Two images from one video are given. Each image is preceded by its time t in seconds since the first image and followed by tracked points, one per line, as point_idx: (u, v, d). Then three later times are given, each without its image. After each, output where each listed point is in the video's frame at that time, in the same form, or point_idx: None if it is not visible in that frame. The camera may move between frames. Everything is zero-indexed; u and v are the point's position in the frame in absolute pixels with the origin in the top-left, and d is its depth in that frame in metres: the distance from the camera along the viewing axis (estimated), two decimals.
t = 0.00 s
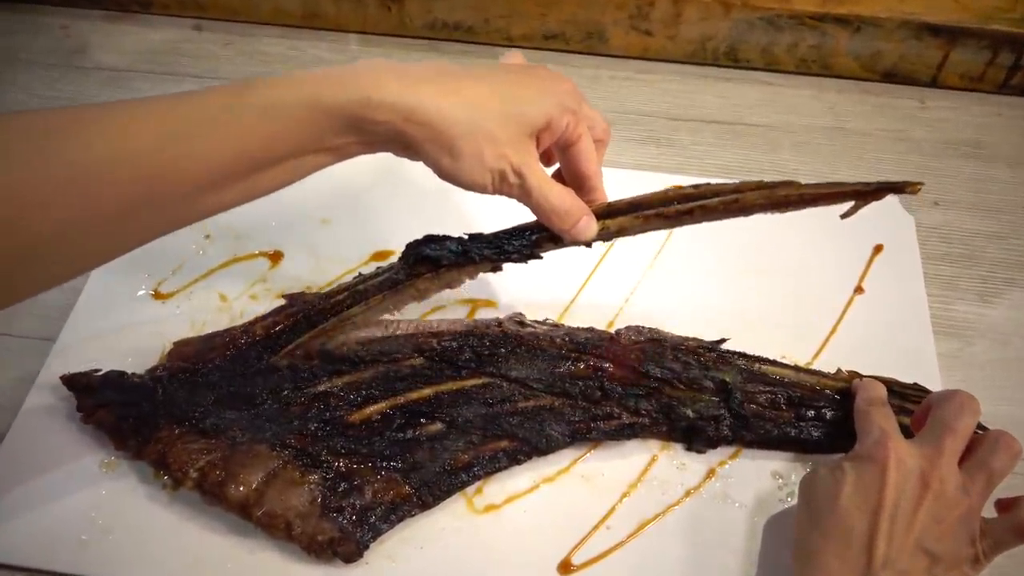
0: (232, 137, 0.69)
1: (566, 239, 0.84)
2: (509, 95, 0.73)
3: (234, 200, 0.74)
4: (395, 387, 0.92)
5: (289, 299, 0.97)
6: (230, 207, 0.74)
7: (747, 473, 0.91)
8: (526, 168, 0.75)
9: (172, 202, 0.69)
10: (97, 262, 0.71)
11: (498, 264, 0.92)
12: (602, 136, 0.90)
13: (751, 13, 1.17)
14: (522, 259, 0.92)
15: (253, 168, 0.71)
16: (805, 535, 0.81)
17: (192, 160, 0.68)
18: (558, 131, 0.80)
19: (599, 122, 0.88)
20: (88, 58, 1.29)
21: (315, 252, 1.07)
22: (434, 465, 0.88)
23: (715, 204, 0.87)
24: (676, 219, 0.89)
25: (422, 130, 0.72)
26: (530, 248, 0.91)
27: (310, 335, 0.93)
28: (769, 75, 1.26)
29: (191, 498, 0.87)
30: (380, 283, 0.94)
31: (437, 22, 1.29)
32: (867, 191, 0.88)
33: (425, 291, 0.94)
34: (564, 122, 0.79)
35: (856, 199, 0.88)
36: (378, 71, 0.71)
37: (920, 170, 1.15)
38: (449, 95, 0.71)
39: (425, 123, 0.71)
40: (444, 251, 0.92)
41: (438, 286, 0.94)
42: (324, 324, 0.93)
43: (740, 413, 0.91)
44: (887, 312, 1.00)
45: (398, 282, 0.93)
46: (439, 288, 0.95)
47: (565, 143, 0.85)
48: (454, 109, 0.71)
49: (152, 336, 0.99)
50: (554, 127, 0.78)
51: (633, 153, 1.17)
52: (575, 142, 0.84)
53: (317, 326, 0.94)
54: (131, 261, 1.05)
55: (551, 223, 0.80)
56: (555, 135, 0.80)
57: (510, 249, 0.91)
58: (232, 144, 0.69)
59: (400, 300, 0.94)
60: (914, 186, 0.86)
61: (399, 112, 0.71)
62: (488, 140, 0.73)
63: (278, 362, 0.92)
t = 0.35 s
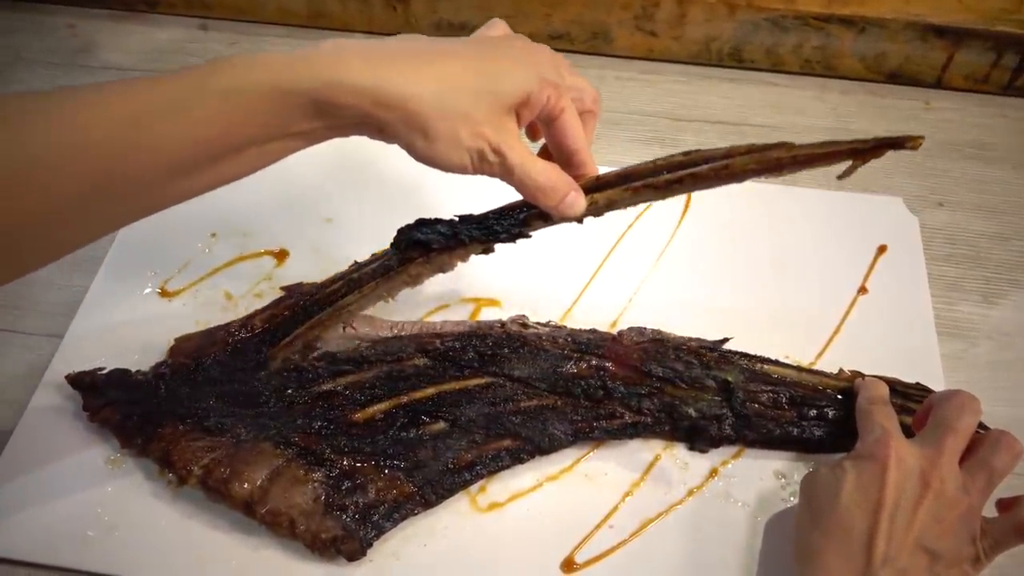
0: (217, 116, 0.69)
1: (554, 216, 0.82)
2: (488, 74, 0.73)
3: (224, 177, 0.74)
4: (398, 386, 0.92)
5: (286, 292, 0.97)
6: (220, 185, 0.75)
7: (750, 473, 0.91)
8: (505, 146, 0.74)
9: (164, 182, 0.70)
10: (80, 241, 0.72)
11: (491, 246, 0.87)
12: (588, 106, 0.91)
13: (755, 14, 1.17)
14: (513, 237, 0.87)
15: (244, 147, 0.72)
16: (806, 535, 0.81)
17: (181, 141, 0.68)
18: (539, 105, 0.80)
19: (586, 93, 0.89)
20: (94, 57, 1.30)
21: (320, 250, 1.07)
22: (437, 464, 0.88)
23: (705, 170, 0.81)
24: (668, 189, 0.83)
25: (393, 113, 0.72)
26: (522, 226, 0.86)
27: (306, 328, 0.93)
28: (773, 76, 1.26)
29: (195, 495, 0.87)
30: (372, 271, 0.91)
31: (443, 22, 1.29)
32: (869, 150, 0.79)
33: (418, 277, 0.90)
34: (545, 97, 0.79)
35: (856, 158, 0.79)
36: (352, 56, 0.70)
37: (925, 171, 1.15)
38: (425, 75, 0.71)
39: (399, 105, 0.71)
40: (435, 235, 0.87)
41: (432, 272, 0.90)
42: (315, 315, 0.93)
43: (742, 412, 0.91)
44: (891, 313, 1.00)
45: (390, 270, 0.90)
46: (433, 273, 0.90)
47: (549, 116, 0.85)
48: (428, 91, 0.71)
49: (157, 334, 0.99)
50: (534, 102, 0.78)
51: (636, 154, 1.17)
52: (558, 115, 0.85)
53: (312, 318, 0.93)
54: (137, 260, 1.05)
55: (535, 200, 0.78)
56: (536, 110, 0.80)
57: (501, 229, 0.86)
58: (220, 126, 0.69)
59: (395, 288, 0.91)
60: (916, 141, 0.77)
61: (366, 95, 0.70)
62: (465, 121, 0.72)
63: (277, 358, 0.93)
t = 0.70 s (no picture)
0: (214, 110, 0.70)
1: (549, 202, 0.82)
2: (461, 59, 0.73)
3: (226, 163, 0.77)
4: (406, 387, 0.92)
5: (289, 286, 0.97)
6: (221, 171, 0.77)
7: (756, 474, 0.91)
8: (488, 131, 0.74)
9: (166, 172, 0.73)
10: (76, 229, 0.74)
11: (485, 235, 0.88)
12: (581, 86, 0.92)
13: (762, 16, 1.17)
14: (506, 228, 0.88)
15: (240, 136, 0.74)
16: (810, 536, 0.82)
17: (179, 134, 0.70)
18: (525, 87, 0.81)
19: (579, 74, 0.90)
20: (103, 58, 1.31)
21: (328, 251, 1.08)
22: (444, 464, 0.88)
23: (699, 150, 0.81)
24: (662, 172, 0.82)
25: (368, 102, 0.72)
26: (514, 215, 0.87)
27: (307, 324, 0.93)
28: (780, 77, 1.26)
29: (204, 495, 0.88)
30: (369, 264, 0.92)
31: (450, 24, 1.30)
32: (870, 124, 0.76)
33: (417, 270, 0.91)
34: (525, 79, 0.79)
35: (857, 131, 0.77)
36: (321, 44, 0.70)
37: (932, 173, 1.15)
38: (398, 62, 0.71)
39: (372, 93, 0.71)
40: (429, 227, 0.88)
41: (432, 263, 0.91)
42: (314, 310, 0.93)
43: (748, 413, 0.91)
44: (896, 314, 1.00)
45: (388, 262, 0.91)
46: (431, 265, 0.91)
47: (538, 99, 0.86)
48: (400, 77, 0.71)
49: (166, 335, 1.00)
50: (518, 85, 0.79)
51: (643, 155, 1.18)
52: (546, 98, 0.85)
53: (313, 314, 0.94)
54: (146, 259, 1.06)
55: (525, 186, 0.77)
56: (521, 93, 0.81)
57: (494, 218, 0.87)
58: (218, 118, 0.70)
59: (393, 280, 0.92)
60: (921, 114, 0.74)
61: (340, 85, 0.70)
62: (443, 107, 0.72)
63: (280, 353, 0.93)
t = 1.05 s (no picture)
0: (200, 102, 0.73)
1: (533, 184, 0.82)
2: (426, 40, 0.73)
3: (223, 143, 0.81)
4: (413, 396, 0.92)
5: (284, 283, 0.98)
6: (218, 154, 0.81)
7: (763, 485, 0.91)
8: (458, 112, 0.74)
9: (156, 161, 0.76)
10: (64, 212, 0.76)
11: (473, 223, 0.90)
12: (563, 60, 0.90)
13: (770, 28, 1.18)
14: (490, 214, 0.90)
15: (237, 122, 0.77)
16: (812, 548, 0.81)
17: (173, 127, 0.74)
18: (495, 64, 0.79)
19: (558, 45, 0.88)
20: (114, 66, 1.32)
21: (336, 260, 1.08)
22: (450, 473, 0.88)
23: (682, 120, 0.82)
24: (645, 146, 0.84)
25: (332, 90, 0.72)
26: (498, 200, 0.89)
27: (301, 321, 0.95)
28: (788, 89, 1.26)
29: (212, 503, 0.88)
30: (358, 257, 0.93)
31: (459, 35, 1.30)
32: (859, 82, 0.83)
33: (405, 261, 0.93)
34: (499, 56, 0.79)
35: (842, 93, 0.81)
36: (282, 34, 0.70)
37: (940, 186, 1.15)
38: (363, 45, 0.71)
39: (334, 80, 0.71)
40: (413, 217, 0.89)
41: (420, 254, 0.92)
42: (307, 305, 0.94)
43: (755, 424, 0.91)
44: (903, 326, 1.00)
45: (375, 256, 0.92)
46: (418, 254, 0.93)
47: (513, 77, 0.83)
48: (366, 60, 0.71)
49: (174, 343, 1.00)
50: (488, 63, 0.78)
51: (650, 166, 1.18)
52: (522, 74, 0.83)
53: (309, 311, 0.95)
54: (155, 267, 1.06)
55: (503, 169, 0.77)
56: (494, 70, 0.80)
57: (478, 204, 0.88)
58: (206, 109, 0.73)
59: (383, 275, 0.93)
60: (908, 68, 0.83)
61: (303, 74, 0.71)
62: (409, 90, 0.72)
63: (279, 352, 0.94)
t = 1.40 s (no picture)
0: (150, 95, 0.73)
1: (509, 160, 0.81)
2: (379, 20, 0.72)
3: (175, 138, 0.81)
4: (419, 399, 0.93)
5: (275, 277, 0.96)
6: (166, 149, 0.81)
7: (768, 489, 0.91)
8: (421, 91, 0.74)
9: (102, 158, 0.76)
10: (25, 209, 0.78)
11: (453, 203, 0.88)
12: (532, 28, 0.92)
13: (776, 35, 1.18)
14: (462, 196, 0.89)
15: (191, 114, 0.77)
16: (814, 551, 0.81)
17: (130, 120, 0.74)
18: (458, 38, 0.79)
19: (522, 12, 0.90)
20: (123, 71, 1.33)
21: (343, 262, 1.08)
22: (456, 475, 0.89)
23: (656, 83, 0.81)
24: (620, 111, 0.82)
25: (284, 74, 0.72)
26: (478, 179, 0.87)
27: (293, 316, 0.93)
28: (793, 95, 1.27)
29: (220, 503, 0.88)
30: (344, 247, 0.91)
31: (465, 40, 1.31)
32: (821, 29, 0.84)
33: (390, 247, 0.91)
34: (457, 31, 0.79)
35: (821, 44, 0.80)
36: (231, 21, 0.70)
37: (945, 192, 1.16)
38: (317, 29, 0.71)
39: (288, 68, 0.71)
40: (392, 202, 0.88)
41: (404, 240, 0.91)
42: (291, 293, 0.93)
43: (760, 428, 0.92)
44: (908, 330, 1.00)
45: (360, 244, 0.90)
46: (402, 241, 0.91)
47: (480, 48, 0.83)
48: (320, 44, 0.71)
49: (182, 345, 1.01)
50: (450, 38, 0.79)
51: (655, 171, 1.19)
52: (489, 47, 0.83)
53: (300, 304, 0.93)
54: (164, 269, 1.07)
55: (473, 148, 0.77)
56: (457, 45, 0.80)
57: (457, 185, 0.87)
58: (159, 100, 0.73)
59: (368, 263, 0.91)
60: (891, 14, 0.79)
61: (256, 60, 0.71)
62: (365, 71, 0.72)
63: (274, 346, 0.93)
